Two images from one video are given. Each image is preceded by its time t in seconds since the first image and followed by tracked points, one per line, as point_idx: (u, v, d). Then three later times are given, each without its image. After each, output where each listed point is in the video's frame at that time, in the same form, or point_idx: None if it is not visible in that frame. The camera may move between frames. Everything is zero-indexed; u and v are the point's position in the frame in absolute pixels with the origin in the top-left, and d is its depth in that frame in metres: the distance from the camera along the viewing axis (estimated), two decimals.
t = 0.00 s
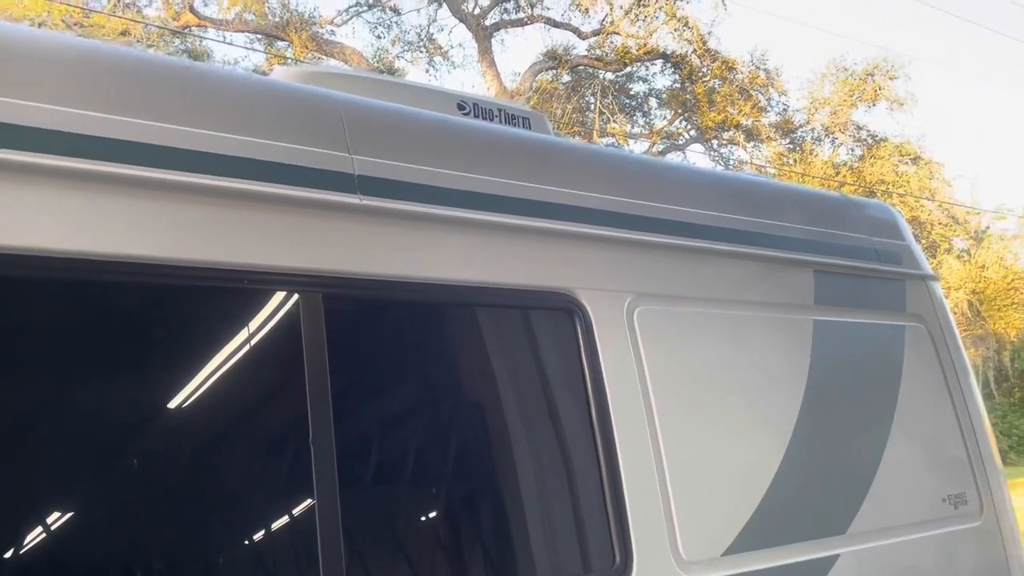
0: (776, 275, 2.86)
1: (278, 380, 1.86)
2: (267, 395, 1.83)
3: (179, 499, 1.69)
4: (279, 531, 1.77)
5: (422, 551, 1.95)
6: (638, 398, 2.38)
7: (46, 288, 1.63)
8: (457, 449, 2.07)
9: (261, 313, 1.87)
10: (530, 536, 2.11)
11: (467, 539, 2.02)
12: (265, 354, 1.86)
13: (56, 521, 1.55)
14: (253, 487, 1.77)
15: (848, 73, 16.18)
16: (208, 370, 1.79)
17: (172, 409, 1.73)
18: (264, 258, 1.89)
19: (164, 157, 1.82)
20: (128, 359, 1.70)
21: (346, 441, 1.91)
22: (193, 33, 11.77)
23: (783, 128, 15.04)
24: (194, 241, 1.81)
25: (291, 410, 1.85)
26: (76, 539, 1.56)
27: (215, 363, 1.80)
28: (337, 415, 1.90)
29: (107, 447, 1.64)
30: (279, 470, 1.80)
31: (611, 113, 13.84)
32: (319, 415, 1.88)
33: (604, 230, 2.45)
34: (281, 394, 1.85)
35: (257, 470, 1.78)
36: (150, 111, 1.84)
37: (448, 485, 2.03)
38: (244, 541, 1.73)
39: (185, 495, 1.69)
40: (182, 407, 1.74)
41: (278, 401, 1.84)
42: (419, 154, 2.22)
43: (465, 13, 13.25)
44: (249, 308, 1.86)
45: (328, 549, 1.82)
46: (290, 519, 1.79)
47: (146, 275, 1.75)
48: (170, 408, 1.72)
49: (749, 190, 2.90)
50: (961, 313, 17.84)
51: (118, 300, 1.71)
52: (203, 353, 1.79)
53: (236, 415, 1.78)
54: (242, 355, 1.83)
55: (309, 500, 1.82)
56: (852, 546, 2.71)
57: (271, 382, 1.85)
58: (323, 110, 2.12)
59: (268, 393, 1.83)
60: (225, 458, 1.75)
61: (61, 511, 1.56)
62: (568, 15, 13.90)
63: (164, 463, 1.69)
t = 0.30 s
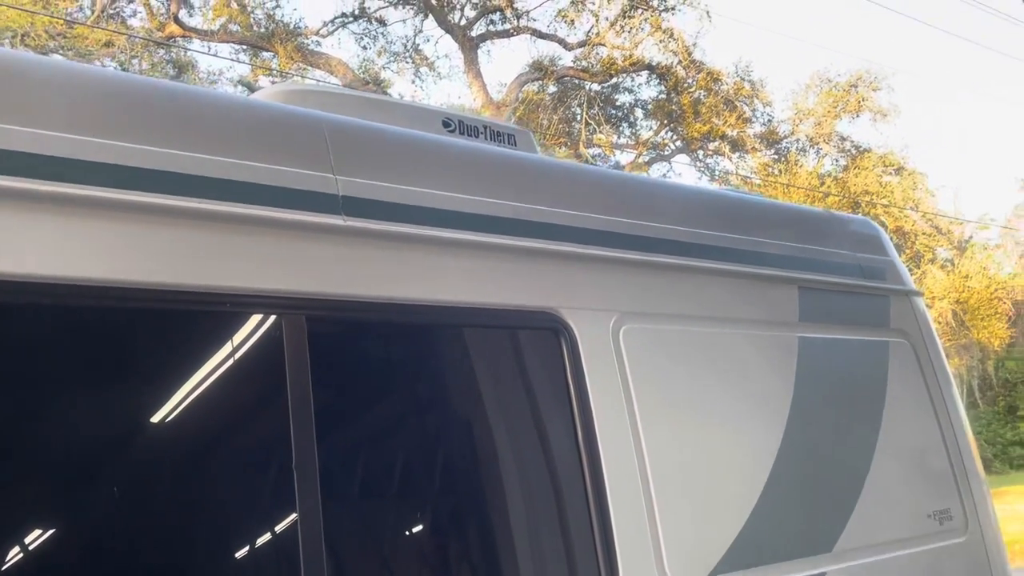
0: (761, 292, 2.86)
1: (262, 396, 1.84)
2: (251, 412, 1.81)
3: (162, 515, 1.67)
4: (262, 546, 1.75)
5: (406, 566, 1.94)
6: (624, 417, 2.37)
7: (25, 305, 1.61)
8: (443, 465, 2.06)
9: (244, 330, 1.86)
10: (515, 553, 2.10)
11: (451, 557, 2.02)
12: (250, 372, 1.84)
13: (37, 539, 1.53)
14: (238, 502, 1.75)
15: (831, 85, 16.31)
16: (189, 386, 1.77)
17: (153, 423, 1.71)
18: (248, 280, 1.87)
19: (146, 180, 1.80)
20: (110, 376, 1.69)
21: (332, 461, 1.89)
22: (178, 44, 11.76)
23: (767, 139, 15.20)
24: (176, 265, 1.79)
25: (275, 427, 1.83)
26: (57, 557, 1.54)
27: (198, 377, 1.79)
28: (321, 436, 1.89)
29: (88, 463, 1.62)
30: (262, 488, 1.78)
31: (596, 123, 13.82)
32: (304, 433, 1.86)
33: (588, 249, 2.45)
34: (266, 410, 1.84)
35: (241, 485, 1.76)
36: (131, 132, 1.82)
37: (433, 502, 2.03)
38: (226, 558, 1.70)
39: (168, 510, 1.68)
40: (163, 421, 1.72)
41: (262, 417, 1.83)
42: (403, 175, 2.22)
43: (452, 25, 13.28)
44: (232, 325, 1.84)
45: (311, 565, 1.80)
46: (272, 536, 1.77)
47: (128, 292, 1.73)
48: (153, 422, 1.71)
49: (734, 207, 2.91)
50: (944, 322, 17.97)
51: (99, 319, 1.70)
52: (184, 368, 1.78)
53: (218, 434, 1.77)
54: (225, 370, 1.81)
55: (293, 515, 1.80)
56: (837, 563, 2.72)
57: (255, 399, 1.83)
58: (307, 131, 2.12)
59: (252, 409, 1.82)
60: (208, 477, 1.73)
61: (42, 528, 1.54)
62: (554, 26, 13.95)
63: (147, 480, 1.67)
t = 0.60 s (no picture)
0: (752, 298, 2.86)
1: (251, 408, 1.82)
2: (240, 423, 1.80)
3: (151, 529, 1.65)
4: (253, 559, 1.73)
5: None
6: (616, 425, 2.36)
7: (11, 316, 1.59)
8: (434, 474, 2.05)
9: (234, 341, 1.83)
10: (508, 562, 2.09)
11: (443, 567, 2.00)
12: (238, 383, 1.82)
13: (25, 553, 1.51)
14: (227, 515, 1.73)
15: (821, 92, 16.39)
16: (179, 398, 1.76)
17: (143, 435, 1.69)
18: (236, 291, 1.85)
19: (133, 190, 1.79)
20: (97, 388, 1.67)
21: (322, 473, 1.87)
22: (167, 53, 11.74)
23: (757, 145, 15.24)
24: (164, 276, 1.78)
25: (264, 439, 1.82)
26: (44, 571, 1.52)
27: (187, 389, 1.77)
28: (311, 448, 1.87)
29: (76, 476, 1.60)
30: (252, 499, 1.77)
31: (587, 131, 13.89)
32: (293, 444, 1.85)
33: (579, 257, 2.45)
34: (255, 421, 1.82)
35: (230, 497, 1.74)
36: (118, 142, 1.81)
37: (425, 511, 2.01)
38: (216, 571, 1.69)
39: (157, 523, 1.66)
40: (152, 434, 1.70)
41: (251, 428, 1.81)
42: (392, 184, 2.21)
43: (441, 33, 13.30)
44: (222, 335, 1.82)
45: None
46: (263, 548, 1.75)
47: (115, 303, 1.71)
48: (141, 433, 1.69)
49: (724, 214, 2.91)
50: (934, 327, 18.06)
51: (86, 332, 1.68)
52: (173, 381, 1.76)
53: (208, 446, 1.75)
54: (214, 381, 1.80)
55: (282, 527, 1.78)
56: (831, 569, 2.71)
57: (244, 410, 1.81)
58: (295, 140, 2.10)
59: (241, 421, 1.80)
60: (197, 490, 1.71)
61: (29, 542, 1.52)
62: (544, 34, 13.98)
63: (135, 492, 1.65)
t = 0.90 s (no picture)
0: (743, 296, 2.88)
1: (246, 409, 1.83)
2: (236, 425, 1.81)
3: (148, 531, 1.65)
4: (249, 563, 1.74)
5: None
6: (608, 423, 2.38)
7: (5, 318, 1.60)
8: (429, 474, 2.06)
9: (229, 343, 1.85)
10: (503, 562, 2.10)
11: (439, 567, 2.01)
12: (234, 385, 1.83)
13: (22, 557, 1.52)
14: (224, 518, 1.74)
15: (813, 94, 16.47)
16: (175, 401, 1.77)
17: (141, 439, 1.70)
18: (229, 289, 1.87)
19: (125, 190, 1.80)
20: (93, 391, 1.68)
21: (317, 471, 1.89)
22: (161, 59, 11.78)
23: (751, 148, 15.30)
24: (157, 275, 1.79)
25: (259, 438, 1.83)
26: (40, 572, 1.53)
27: (184, 392, 1.78)
28: (305, 445, 1.89)
29: (72, 479, 1.61)
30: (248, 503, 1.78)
31: (582, 134, 13.99)
32: (287, 443, 1.86)
33: (569, 255, 2.47)
34: (251, 423, 1.83)
35: (226, 500, 1.75)
36: (110, 143, 1.82)
37: (420, 512, 2.02)
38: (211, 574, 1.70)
39: (154, 526, 1.66)
40: (151, 437, 1.71)
41: (247, 430, 1.82)
42: (383, 183, 2.23)
43: (435, 38, 13.34)
44: (217, 338, 1.83)
45: None
46: (258, 552, 1.76)
47: (110, 306, 1.72)
48: (139, 437, 1.70)
49: (714, 212, 2.94)
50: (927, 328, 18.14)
51: (80, 331, 1.69)
52: (170, 385, 1.77)
53: (203, 448, 1.76)
54: (211, 385, 1.81)
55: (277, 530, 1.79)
56: (823, 565, 2.73)
57: (240, 412, 1.82)
58: (286, 140, 2.12)
59: (237, 423, 1.81)
60: (191, 490, 1.72)
61: (27, 546, 1.53)
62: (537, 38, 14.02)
63: (132, 496, 1.66)
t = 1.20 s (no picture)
0: (738, 295, 2.89)
1: (244, 411, 1.84)
2: (234, 427, 1.82)
3: (148, 534, 1.67)
4: (246, 566, 1.75)
5: None
6: (604, 423, 2.38)
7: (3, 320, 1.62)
8: (426, 476, 2.07)
9: (228, 345, 1.86)
10: (500, 562, 2.11)
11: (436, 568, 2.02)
12: (233, 387, 1.84)
13: (23, 560, 1.53)
14: (223, 520, 1.75)
15: (812, 95, 16.50)
16: (174, 403, 1.78)
17: (141, 441, 1.71)
18: (224, 289, 1.88)
19: (121, 191, 1.81)
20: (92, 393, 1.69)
21: (314, 470, 1.89)
22: (160, 62, 11.82)
23: (750, 149, 15.34)
24: (152, 275, 1.80)
25: (256, 438, 1.84)
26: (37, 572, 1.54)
27: (184, 394, 1.79)
28: (302, 444, 1.89)
29: (72, 481, 1.62)
30: (245, 505, 1.78)
31: (580, 137, 14.04)
32: (284, 443, 1.87)
33: (565, 255, 2.48)
34: (250, 425, 1.84)
35: (225, 502, 1.76)
36: (107, 145, 1.84)
37: (418, 514, 2.03)
38: None
39: (154, 528, 1.68)
40: (150, 438, 1.72)
41: (245, 432, 1.83)
42: (378, 183, 2.24)
43: (434, 40, 13.38)
44: (214, 340, 1.85)
45: None
46: (256, 554, 1.76)
47: (108, 309, 1.74)
48: (138, 440, 1.71)
49: (710, 212, 2.95)
50: (927, 328, 18.16)
51: (76, 333, 1.70)
52: (169, 387, 1.78)
53: (200, 450, 1.77)
54: (210, 387, 1.82)
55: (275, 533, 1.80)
56: (819, 565, 2.73)
57: (238, 414, 1.83)
58: (282, 140, 2.13)
59: (235, 425, 1.82)
60: (188, 491, 1.73)
61: (28, 549, 1.54)
62: (535, 40, 14.03)
63: (131, 498, 1.67)
